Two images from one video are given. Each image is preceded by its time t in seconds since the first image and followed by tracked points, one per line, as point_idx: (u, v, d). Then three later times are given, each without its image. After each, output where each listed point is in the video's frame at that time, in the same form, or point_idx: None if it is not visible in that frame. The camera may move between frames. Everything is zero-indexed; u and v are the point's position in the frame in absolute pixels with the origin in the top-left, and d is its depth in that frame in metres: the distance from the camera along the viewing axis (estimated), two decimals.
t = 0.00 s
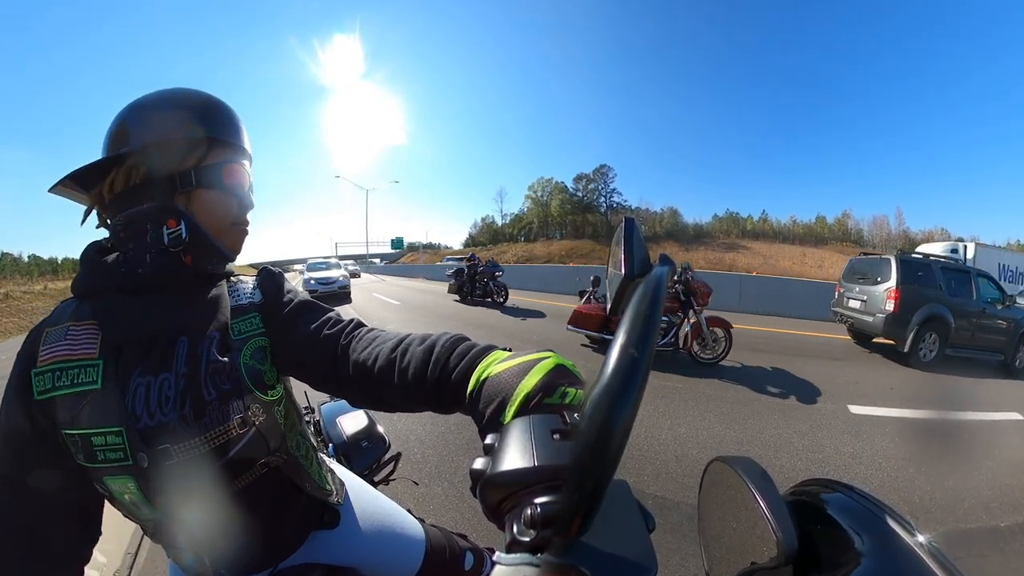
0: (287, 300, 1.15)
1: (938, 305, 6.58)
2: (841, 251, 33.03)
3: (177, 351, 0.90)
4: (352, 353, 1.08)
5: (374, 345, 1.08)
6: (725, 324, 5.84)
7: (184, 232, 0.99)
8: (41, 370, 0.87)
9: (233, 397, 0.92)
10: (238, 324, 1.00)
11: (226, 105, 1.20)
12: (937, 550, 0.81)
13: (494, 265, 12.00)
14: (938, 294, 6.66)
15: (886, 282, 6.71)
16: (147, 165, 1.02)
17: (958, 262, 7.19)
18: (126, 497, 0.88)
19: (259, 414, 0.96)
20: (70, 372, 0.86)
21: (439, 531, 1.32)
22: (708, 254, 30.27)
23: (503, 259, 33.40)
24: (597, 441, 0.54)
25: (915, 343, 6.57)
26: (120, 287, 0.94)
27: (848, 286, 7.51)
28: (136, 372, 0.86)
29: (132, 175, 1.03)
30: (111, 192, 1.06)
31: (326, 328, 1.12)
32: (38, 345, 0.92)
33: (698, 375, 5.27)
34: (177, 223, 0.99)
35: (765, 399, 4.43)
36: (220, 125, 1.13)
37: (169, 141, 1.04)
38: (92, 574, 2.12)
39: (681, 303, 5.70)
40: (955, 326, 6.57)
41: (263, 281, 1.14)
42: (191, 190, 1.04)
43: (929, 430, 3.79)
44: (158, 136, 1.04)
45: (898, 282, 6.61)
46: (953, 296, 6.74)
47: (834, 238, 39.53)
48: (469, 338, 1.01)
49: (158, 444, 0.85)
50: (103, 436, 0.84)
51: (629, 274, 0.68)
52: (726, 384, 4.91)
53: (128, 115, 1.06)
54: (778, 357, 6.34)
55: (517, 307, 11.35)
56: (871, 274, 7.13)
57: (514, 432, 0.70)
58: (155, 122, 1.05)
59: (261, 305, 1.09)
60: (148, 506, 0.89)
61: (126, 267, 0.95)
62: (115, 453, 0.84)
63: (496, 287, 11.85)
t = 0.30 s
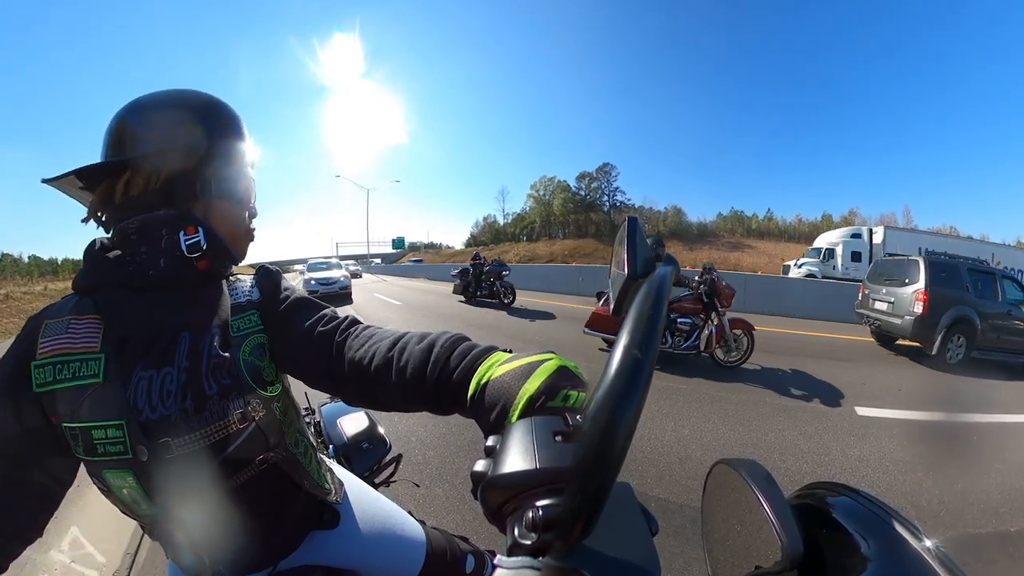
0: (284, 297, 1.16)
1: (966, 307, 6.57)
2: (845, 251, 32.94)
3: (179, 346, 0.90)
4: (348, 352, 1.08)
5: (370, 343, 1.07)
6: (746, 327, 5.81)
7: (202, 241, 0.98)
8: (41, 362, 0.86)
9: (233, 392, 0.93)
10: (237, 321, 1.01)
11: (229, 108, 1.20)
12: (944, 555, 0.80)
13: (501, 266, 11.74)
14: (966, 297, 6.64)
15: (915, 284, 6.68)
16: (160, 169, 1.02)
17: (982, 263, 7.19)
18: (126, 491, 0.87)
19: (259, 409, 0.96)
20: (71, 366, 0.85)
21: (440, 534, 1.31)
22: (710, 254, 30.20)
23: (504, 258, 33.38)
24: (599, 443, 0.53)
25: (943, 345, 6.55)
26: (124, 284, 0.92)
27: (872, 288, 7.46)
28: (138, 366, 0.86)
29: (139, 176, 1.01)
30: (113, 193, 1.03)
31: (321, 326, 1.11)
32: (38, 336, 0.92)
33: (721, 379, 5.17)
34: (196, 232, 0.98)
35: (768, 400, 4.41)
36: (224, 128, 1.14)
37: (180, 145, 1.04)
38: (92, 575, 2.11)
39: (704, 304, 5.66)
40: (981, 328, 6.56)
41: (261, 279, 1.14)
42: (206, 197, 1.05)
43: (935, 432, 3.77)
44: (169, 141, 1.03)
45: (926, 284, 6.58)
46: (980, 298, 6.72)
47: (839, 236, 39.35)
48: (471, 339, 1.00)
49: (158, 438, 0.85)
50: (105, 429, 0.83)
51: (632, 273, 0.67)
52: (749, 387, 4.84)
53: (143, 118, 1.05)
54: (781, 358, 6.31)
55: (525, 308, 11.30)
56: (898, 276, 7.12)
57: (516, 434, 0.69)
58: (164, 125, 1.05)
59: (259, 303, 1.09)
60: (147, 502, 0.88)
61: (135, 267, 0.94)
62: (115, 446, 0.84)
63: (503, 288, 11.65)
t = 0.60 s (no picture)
0: (280, 296, 1.15)
1: (992, 309, 6.53)
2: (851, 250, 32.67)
3: (180, 348, 0.90)
4: (345, 351, 1.07)
5: (367, 343, 1.07)
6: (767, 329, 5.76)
7: (209, 248, 0.98)
8: (42, 360, 0.85)
9: (234, 394, 0.93)
10: (236, 321, 1.01)
11: (236, 112, 1.21)
12: (953, 561, 0.79)
13: (507, 266, 11.62)
14: (992, 299, 6.60)
15: (943, 285, 6.63)
16: (169, 174, 1.02)
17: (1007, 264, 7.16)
18: (126, 491, 0.87)
19: (260, 409, 0.96)
20: (72, 365, 0.84)
21: (440, 536, 1.30)
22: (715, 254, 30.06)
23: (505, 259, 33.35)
24: (602, 446, 0.53)
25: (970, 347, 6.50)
26: (125, 284, 0.92)
27: (898, 289, 7.38)
28: (140, 366, 0.86)
29: (148, 179, 1.01)
30: (119, 192, 1.03)
31: (315, 325, 1.11)
32: (35, 332, 0.91)
33: (745, 383, 5.07)
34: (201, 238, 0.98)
35: (772, 402, 4.39)
36: (231, 132, 1.15)
37: (190, 150, 1.04)
38: (92, 574, 2.11)
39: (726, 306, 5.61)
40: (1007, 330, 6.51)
41: (258, 278, 1.14)
42: (214, 204, 1.05)
43: (942, 435, 3.74)
44: (179, 146, 1.03)
45: (955, 286, 6.53)
46: (1006, 300, 6.68)
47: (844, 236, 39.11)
48: (473, 339, 1.00)
49: (160, 438, 0.84)
50: (106, 429, 0.83)
51: (636, 273, 0.66)
52: (772, 391, 4.77)
53: (151, 121, 1.05)
54: (785, 359, 6.29)
55: (530, 309, 11.27)
56: (925, 278, 7.06)
57: (518, 437, 0.68)
58: (173, 128, 1.05)
59: (257, 302, 1.09)
60: (147, 502, 0.87)
61: (139, 270, 0.93)
62: (117, 447, 0.83)
63: (509, 288, 11.55)
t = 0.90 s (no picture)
0: (280, 296, 1.15)
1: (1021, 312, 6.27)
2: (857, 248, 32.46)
3: (180, 349, 0.89)
4: (345, 353, 1.07)
5: (368, 345, 1.06)
6: (788, 331, 5.71)
7: (207, 247, 0.98)
8: (38, 362, 0.85)
9: (234, 395, 0.92)
10: (236, 322, 1.00)
11: (232, 109, 1.20)
12: (963, 566, 0.78)
13: (512, 265, 11.60)
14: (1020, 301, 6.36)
15: (969, 287, 6.57)
16: (166, 174, 1.01)
17: None
18: (125, 494, 0.87)
19: (260, 411, 0.96)
20: (70, 367, 0.84)
21: (441, 539, 1.29)
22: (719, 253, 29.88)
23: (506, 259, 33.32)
24: (605, 449, 0.52)
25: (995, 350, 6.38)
26: (123, 284, 0.91)
27: (923, 290, 7.37)
28: (140, 368, 0.86)
29: (144, 178, 1.00)
30: (114, 192, 1.02)
31: (314, 326, 1.10)
32: (31, 332, 0.91)
33: (767, 386, 5.01)
34: (200, 237, 0.98)
35: (775, 404, 4.37)
36: (227, 129, 1.14)
37: (187, 148, 1.04)
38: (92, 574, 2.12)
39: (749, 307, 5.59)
40: None
41: (257, 279, 1.14)
42: (212, 204, 1.05)
43: (950, 437, 3.71)
44: (176, 145, 1.03)
45: (981, 287, 6.47)
46: None
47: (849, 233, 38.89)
48: (474, 343, 0.99)
49: (159, 440, 0.84)
50: (105, 432, 0.82)
51: (639, 274, 0.66)
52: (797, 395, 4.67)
53: (147, 120, 1.04)
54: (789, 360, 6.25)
55: (532, 309, 11.26)
56: (951, 279, 7.00)
57: (520, 439, 0.67)
58: (169, 126, 1.04)
59: (256, 302, 1.09)
60: (146, 504, 0.87)
61: (137, 271, 0.93)
62: (116, 449, 0.82)
63: (516, 288, 11.56)
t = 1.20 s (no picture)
0: (278, 295, 1.14)
1: None
2: (865, 245, 32.10)
3: (177, 348, 0.89)
4: (342, 352, 1.06)
5: (366, 345, 1.05)
6: (811, 335, 5.65)
7: (204, 246, 0.97)
8: (37, 359, 0.85)
9: (233, 394, 0.92)
10: (234, 322, 1.00)
11: (229, 109, 1.20)
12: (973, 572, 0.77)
13: (519, 266, 11.62)
14: None
15: (993, 288, 6.31)
16: (162, 174, 1.01)
17: None
18: (123, 491, 0.86)
19: (259, 411, 0.96)
20: (68, 364, 0.84)
21: (442, 541, 1.28)
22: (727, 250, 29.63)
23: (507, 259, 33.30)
24: (608, 450, 0.51)
25: None
26: (122, 283, 0.91)
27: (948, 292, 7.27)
28: (139, 366, 0.85)
29: (139, 178, 1.00)
30: (110, 193, 1.02)
31: (311, 325, 1.09)
32: (31, 330, 0.90)
33: (790, 390, 4.93)
34: (197, 236, 0.98)
35: (779, 406, 4.35)
36: (223, 128, 1.14)
37: (181, 147, 1.03)
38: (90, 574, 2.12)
39: (772, 308, 5.50)
40: None
41: (256, 278, 1.13)
42: (209, 203, 1.05)
43: (957, 440, 3.68)
44: (171, 144, 1.03)
45: (1007, 289, 6.17)
46: None
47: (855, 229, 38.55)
48: (475, 343, 0.99)
49: (157, 438, 0.83)
50: (103, 429, 0.82)
51: (644, 273, 0.65)
52: (822, 398, 4.63)
53: (145, 121, 1.04)
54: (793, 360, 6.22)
55: (533, 309, 11.23)
56: (977, 281, 6.87)
57: (522, 440, 0.67)
58: (165, 126, 1.04)
59: (254, 301, 1.08)
60: (145, 504, 0.86)
61: (135, 269, 0.93)
62: (113, 446, 0.82)
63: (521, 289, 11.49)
